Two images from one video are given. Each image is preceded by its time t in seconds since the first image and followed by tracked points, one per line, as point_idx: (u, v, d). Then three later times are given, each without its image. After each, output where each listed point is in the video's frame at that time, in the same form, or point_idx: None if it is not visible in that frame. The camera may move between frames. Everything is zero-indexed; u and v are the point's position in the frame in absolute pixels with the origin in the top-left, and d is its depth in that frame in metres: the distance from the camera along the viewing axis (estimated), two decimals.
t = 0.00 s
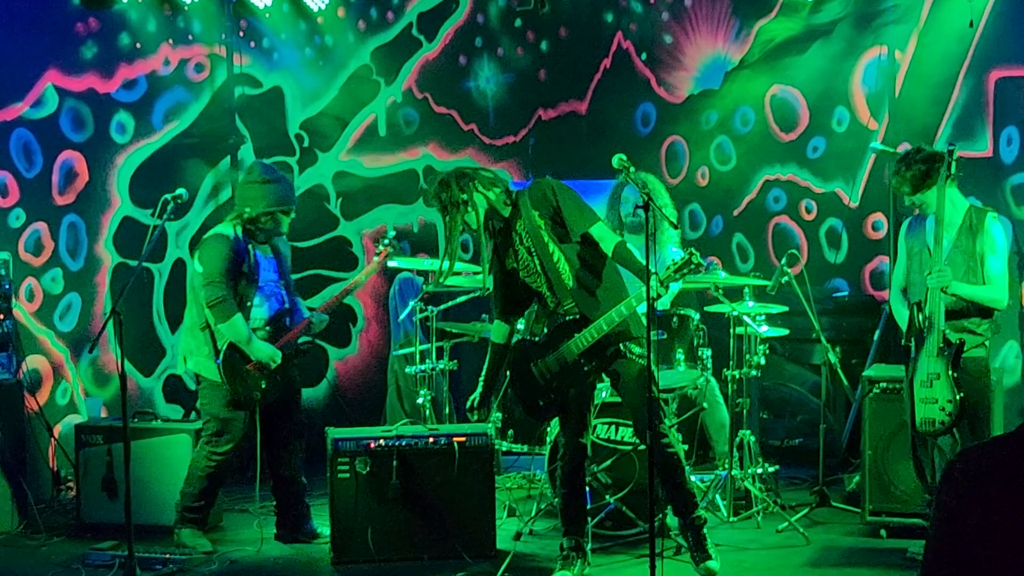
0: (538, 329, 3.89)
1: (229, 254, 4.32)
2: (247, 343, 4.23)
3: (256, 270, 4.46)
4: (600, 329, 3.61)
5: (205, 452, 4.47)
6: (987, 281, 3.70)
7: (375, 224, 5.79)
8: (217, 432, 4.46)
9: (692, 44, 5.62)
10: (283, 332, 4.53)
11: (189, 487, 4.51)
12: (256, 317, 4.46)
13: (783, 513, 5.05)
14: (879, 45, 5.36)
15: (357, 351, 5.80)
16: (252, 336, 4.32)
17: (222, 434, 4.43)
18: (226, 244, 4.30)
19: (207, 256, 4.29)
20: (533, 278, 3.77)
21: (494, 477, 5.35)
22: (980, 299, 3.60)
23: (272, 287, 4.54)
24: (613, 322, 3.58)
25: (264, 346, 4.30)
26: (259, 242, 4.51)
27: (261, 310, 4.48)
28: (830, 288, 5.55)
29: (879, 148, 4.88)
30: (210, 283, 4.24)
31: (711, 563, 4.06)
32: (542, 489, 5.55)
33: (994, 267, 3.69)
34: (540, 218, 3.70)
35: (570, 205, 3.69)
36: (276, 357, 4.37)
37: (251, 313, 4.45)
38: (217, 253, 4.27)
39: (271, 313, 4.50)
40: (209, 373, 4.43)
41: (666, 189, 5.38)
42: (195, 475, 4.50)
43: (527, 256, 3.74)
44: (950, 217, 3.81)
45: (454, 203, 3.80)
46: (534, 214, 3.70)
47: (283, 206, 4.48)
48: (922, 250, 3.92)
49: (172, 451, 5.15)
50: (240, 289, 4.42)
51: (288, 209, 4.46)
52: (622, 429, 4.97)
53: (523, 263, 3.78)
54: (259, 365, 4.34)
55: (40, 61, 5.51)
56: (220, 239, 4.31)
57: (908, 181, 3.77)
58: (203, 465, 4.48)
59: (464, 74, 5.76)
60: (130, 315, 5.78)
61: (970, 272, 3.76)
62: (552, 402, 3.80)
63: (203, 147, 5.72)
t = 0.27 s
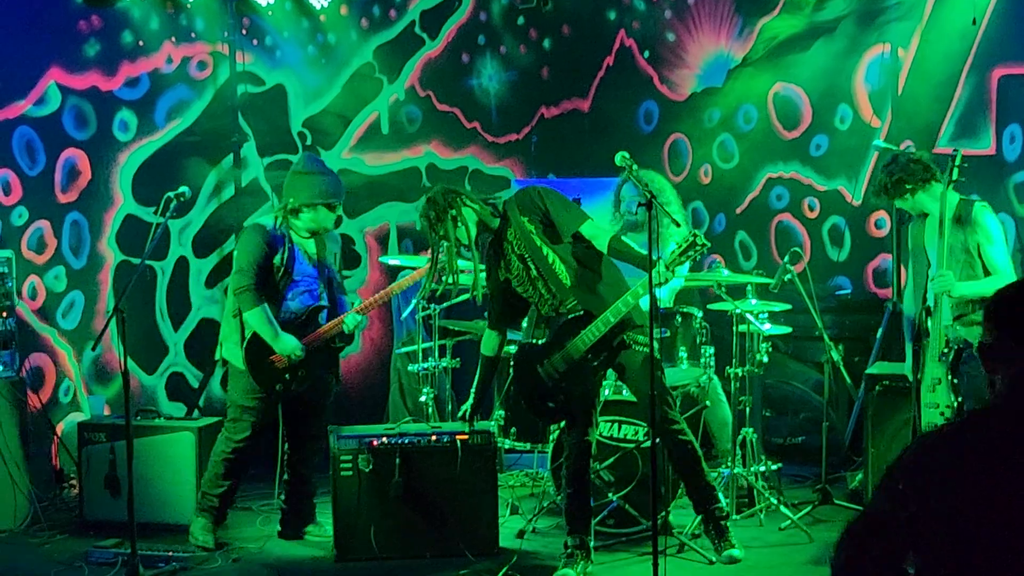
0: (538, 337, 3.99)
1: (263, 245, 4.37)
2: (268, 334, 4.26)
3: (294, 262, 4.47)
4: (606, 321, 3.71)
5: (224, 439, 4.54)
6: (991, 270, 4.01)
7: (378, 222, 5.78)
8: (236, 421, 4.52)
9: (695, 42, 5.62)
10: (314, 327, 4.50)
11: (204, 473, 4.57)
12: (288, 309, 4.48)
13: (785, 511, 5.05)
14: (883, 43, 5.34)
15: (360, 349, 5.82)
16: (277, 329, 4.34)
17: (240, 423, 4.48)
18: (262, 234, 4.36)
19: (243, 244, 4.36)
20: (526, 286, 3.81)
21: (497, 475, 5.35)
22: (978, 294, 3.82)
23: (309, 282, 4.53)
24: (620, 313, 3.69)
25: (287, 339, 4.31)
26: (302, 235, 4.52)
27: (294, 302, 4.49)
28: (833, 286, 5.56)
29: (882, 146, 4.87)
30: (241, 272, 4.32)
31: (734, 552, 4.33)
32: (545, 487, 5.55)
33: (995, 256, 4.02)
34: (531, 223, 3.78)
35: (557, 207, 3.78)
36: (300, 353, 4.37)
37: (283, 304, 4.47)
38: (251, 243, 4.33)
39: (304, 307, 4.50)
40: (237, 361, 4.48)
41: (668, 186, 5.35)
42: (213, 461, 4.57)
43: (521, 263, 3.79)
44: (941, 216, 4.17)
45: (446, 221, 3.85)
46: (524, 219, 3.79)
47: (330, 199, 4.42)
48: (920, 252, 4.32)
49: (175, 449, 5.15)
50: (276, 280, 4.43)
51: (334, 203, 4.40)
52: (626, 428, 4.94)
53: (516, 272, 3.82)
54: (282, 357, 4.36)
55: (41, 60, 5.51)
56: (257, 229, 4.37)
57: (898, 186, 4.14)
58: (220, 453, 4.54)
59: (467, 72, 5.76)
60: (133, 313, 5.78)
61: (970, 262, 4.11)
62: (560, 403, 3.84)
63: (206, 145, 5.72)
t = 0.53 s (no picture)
0: (534, 338, 4.00)
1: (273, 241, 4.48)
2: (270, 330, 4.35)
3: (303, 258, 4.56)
4: (604, 317, 3.78)
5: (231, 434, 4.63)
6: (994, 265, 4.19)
7: (378, 221, 5.79)
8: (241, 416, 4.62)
9: (695, 42, 5.62)
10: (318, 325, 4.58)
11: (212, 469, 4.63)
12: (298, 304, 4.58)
13: (785, 510, 5.05)
14: (882, 42, 5.34)
15: (359, 348, 5.82)
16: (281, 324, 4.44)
17: (247, 415, 4.59)
18: (271, 231, 4.48)
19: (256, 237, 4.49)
20: (519, 289, 3.89)
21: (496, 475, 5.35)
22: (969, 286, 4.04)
23: (319, 277, 4.62)
24: (617, 308, 3.75)
25: (289, 336, 4.39)
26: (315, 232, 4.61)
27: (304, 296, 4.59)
28: (833, 286, 5.56)
29: (882, 145, 4.88)
30: (248, 266, 4.44)
31: (740, 538, 4.62)
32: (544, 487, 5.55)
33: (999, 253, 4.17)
34: (521, 226, 3.83)
35: (546, 209, 3.82)
36: (302, 351, 4.44)
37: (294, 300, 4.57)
38: (261, 239, 4.46)
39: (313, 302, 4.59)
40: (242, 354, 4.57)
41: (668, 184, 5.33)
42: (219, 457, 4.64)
43: (514, 266, 3.85)
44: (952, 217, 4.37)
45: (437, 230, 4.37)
46: (516, 223, 3.84)
47: (345, 196, 4.50)
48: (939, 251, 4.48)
49: (175, 449, 5.15)
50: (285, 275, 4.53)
51: (347, 200, 4.46)
52: (626, 427, 4.94)
53: (508, 276, 3.89)
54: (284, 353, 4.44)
55: (42, 59, 5.57)
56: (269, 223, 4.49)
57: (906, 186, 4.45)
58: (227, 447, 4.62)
59: (467, 71, 5.76)
60: (133, 313, 5.78)
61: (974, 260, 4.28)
62: (563, 405, 3.87)
63: (205, 144, 5.72)
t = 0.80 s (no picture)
0: (527, 340, 3.98)
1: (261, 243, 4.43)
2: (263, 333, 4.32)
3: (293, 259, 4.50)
4: (597, 316, 3.82)
5: (223, 436, 4.57)
6: None
7: (376, 222, 5.80)
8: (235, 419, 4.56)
9: (692, 42, 5.62)
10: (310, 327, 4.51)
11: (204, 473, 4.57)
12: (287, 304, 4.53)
13: (782, 510, 5.06)
14: (879, 42, 5.35)
15: (357, 348, 5.82)
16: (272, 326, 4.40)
17: (241, 417, 4.55)
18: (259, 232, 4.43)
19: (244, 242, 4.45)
20: (513, 291, 3.91)
21: (493, 475, 5.35)
22: None
23: (309, 278, 4.56)
24: (609, 307, 3.79)
25: (283, 338, 4.36)
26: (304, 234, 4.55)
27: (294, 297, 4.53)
28: (830, 286, 5.57)
29: (878, 146, 4.88)
30: (238, 270, 4.40)
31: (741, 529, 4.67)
32: (542, 487, 5.55)
33: None
34: (513, 228, 3.87)
35: (538, 210, 3.85)
36: (296, 354, 4.40)
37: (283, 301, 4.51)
38: (249, 241, 4.41)
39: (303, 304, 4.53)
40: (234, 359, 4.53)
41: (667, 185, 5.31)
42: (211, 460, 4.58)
43: (507, 268, 3.88)
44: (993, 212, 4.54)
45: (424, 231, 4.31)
46: (507, 226, 3.87)
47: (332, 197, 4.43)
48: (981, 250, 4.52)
49: (173, 450, 5.15)
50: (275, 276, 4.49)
51: (334, 200, 4.41)
52: (623, 427, 4.93)
53: (502, 277, 3.91)
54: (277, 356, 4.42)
55: (40, 58, 5.52)
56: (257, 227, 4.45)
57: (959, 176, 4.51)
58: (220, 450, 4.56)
59: (464, 72, 5.76)
60: (131, 313, 5.79)
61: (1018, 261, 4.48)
62: (558, 405, 3.88)
63: (202, 145, 5.72)
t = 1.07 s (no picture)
0: (524, 340, 3.95)
1: (229, 248, 4.34)
2: (242, 337, 4.24)
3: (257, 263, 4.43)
4: (592, 317, 3.80)
5: (207, 446, 4.47)
6: None
7: (372, 221, 5.78)
8: (217, 428, 4.45)
9: (688, 41, 5.62)
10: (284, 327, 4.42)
11: (190, 482, 4.49)
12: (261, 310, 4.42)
13: (779, 510, 5.06)
14: (874, 42, 5.36)
15: (353, 348, 5.82)
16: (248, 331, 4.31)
17: (224, 427, 4.44)
18: (225, 239, 4.34)
19: (207, 250, 4.34)
20: (508, 291, 3.89)
21: (491, 475, 5.35)
22: None
23: (277, 282, 4.47)
24: (604, 308, 3.79)
25: (262, 342, 4.28)
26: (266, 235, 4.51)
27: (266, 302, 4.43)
28: (826, 285, 5.58)
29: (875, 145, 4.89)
30: (209, 278, 4.30)
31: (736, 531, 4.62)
32: (539, 486, 5.55)
33: None
34: (508, 229, 3.86)
35: (532, 212, 3.85)
36: (276, 355, 4.33)
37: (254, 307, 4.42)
38: (215, 248, 4.31)
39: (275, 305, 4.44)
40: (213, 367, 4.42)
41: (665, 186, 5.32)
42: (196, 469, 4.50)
43: (502, 268, 3.87)
44: None
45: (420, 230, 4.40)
46: (503, 226, 3.86)
47: (290, 195, 4.46)
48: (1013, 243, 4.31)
49: (170, 450, 5.15)
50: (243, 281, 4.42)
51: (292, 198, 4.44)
52: (619, 427, 4.93)
53: (497, 278, 3.89)
54: (258, 360, 4.33)
55: (37, 57, 5.52)
56: (220, 233, 4.35)
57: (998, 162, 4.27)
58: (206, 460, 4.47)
59: (460, 71, 5.76)
60: (127, 313, 5.79)
61: None
62: (552, 405, 3.88)
63: (198, 145, 5.72)
